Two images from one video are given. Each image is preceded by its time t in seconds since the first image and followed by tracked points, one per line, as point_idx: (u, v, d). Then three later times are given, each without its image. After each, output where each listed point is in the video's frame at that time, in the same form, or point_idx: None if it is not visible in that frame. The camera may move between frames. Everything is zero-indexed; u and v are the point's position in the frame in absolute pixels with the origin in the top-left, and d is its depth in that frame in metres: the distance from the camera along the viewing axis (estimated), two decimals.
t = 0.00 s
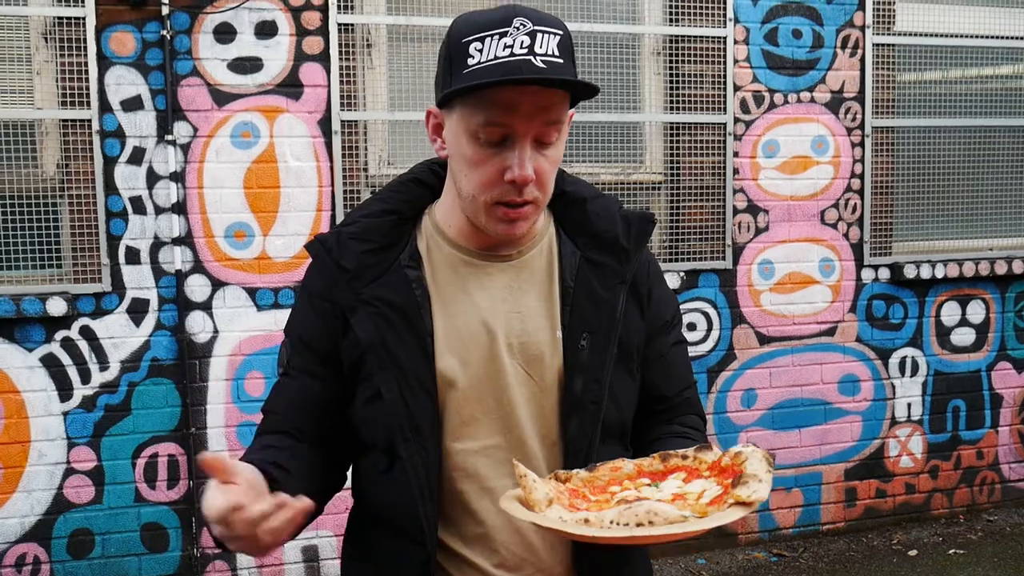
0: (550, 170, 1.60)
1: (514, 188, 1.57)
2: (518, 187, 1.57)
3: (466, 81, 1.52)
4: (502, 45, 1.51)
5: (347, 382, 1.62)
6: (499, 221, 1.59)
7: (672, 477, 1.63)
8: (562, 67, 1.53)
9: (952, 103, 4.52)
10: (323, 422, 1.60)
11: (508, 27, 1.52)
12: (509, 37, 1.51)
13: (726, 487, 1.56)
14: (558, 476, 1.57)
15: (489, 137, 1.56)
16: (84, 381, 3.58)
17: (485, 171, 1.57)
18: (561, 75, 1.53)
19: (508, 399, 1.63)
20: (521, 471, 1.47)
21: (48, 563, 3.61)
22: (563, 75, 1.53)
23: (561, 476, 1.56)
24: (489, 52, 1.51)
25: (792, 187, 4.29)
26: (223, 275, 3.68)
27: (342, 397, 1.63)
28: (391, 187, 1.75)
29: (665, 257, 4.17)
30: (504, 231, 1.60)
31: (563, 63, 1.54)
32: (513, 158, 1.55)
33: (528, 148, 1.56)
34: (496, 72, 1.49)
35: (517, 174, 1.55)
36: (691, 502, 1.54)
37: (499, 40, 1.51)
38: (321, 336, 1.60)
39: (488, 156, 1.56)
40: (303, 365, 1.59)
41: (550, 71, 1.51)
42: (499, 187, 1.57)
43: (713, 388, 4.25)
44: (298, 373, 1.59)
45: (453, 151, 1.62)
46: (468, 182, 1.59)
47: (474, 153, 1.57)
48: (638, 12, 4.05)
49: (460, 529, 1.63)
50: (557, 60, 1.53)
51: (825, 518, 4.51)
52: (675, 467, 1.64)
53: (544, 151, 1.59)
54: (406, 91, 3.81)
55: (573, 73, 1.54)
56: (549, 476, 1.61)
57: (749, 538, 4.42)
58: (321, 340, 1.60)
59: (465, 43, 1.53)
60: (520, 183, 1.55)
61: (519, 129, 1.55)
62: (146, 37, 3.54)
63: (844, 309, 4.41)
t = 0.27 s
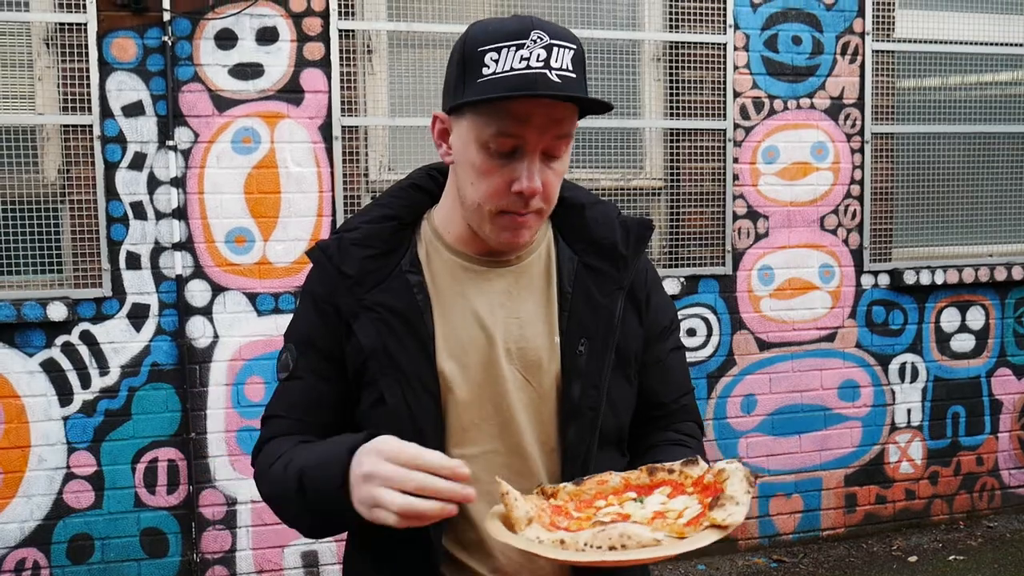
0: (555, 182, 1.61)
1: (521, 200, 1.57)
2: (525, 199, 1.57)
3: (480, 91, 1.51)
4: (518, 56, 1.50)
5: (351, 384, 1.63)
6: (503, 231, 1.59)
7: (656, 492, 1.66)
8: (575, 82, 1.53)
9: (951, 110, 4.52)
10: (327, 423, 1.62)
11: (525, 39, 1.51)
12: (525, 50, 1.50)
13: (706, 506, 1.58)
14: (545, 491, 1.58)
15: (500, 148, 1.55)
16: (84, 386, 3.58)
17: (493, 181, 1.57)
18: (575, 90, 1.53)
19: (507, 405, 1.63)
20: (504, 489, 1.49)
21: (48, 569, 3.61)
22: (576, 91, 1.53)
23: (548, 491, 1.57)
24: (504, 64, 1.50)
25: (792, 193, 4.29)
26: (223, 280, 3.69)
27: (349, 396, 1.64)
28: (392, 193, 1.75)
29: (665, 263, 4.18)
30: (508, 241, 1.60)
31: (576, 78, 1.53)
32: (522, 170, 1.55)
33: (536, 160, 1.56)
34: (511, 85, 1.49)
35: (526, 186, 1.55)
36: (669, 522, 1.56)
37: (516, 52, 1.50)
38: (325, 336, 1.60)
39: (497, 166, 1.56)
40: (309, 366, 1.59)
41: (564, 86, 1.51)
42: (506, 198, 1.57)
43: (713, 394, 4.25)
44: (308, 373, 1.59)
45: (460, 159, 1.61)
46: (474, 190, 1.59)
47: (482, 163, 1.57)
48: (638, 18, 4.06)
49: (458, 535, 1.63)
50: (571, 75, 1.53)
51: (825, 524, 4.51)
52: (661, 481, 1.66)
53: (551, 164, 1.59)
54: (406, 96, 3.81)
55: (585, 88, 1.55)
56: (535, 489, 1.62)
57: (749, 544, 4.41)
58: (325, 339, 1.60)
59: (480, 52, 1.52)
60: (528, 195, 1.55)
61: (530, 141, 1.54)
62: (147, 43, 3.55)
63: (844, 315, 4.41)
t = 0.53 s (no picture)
0: (552, 190, 1.61)
1: (517, 210, 1.57)
2: (521, 208, 1.57)
3: (479, 100, 1.51)
4: (515, 66, 1.49)
5: (355, 373, 1.62)
6: (500, 239, 1.60)
7: (624, 500, 1.64)
8: (573, 93, 1.53)
9: (951, 115, 4.54)
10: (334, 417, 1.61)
11: (524, 48, 1.51)
12: (523, 60, 1.50)
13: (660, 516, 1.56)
14: (521, 494, 1.59)
15: (497, 156, 1.55)
16: (83, 389, 3.58)
17: (489, 189, 1.58)
18: (571, 101, 1.53)
19: (509, 408, 1.63)
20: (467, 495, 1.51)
21: (47, 572, 3.61)
22: (573, 102, 1.52)
23: (525, 492, 1.58)
24: (502, 73, 1.50)
25: (791, 198, 4.30)
26: (224, 283, 3.69)
27: (355, 378, 1.63)
28: (399, 191, 1.74)
29: (664, 267, 4.18)
30: (504, 249, 1.61)
31: (574, 88, 1.53)
32: (517, 179, 1.56)
33: (532, 170, 1.57)
34: (508, 96, 1.48)
35: (521, 196, 1.55)
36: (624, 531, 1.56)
37: (513, 61, 1.50)
38: (332, 319, 1.58)
39: (494, 174, 1.57)
40: (319, 352, 1.56)
41: (561, 97, 1.50)
42: (502, 207, 1.58)
43: (713, 398, 4.26)
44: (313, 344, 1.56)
45: (459, 164, 1.61)
46: (471, 197, 1.60)
47: (479, 170, 1.57)
48: (638, 23, 4.08)
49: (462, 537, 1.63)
50: (569, 85, 1.52)
51: (824, 528, 4.51)
52: (633, 489, 1.65)
53: (547, 172, 1.60)
54: (407, 100, 3.82)
55: (583, 98, 1.54)
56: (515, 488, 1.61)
57: (748, 548, 4.41)
58: (331, 315, 1.58)
59: (478, 62, 1.51)
60: (523, 205, 1.56)
61: (526, 150, 1.54)
62: (148, 46, 3.56)
63: (843, 319, 4.42)
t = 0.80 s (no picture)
0: (553, 188, 1.62)
1: (518, 206, 1.58)
2: (521, 204, 1.58)
3: (479, 94, 1.51)
4: (515, 62, 1.49)
5: (356, 375, 1.62)
6: (500, 237, 1.61)
7: (626, 513, 1.59)
8: (574, 89, 1.52)
9: (950, 119, 4.54)
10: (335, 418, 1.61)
11: (524, 44, 1.51)
12: (523, 55, 1.50)
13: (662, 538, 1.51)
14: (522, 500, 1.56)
15: (498, 151, 1.56)
16: (83, 392, 3.58)
17: (490, 186, 1.58)
18: (572, 96, 1.52)
19: (511, 409, 1.64)
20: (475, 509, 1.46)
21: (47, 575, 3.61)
22: (574, 97, 1.52)
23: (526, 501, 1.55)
24: (503, 69, 1.50)
25: (790, 202, 4.31)
26: (224, 286, 3.70)
27: (358, 378, 1.63)
28: (401, 195, 1.75)
29: (664, 271, 4.19)
30: (505, 247, 1.62)
31: (575, 85, 1.53)
32: (518, 173, 1.56)
33: (532, 165, 1.57)
34: (508, 89, 1.48)
35: (521, 192, 1.56)
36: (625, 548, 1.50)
37: (514, 58, 1.50)
38: (334, 319, 1.59)
39: (494, 171, 1.58)
40: (322, 354, 1.56)
41: (561, 91, 1.50)
42: (503, 204, 1.59)
43: (712, 401, 4.26)
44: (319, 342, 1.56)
45: (460, 162, 1.63)
46: (472, 195, 1.61)
47: (480, 167, 1.58)
48: (637, 27, 4.08)
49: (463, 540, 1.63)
50: (570, 82, 1.52)
51: (823, 531, 4.52)
52: (634, 500, 1.62)
53: (548, 169, 1.60)
54: (406, 104, 3.82)
55: (584, 94, 1.54)
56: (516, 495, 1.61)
57: (747, 551, 4.41)
58: (333, 316, 1.58)
59: (479, 59, 1.52)
60: (523, 201, 1.57)
61: (526, 145, 1.55)
62: (149, 50, 3.56)
63: (842, 322, 4.42)
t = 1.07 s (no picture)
0: (544, 171, 1.62)
1: (507, 189, 1.59)
2: (511, 188, 1.59)
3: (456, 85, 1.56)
4: (485, 51, 1.55)
5: (360, 381, 1.63)
6: (496, 225, 1.61)
7: (637, 515, 1.62)
8: (547, 68, 1.55)
9: (950, 123, 4.55)
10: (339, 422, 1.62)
11: (492, 33, 1.57)
12: (492, 43, 1.55)
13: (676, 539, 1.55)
14: (532, 504, 1.56)
15: (481, 139, 1.60)
16: (85, 395, 3.58)
17: (478, 175, 1.60)
18: (543, 76, 1.55)
19: (516, 414, 1.64)
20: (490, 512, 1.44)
21: None
22: (545, 75, 1.55)
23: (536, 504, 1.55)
24: (474, 59, 1.55)
25: (791, 206, 4.31)
26: (226, 289, 3.70)
27: (360, 387, 1.63)
28: (406, 200, 1.76)
29: (665, 274, 4.19)
30: (501, 235, 1.62)
31: (548, 65, 1.56)
32: (504, 158, 1.59)
33: (518, 147, 1.59)
34: (479, 74, 1.53)
35: (507, 173, 1.57)
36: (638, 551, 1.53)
37: (484, 47, 1.56)
38: (338, 325, 1.60)
39: (481, 160, 1.60)
40: (327, 359, 1.57)
41: (532, 71, 1.53)
42: (493, 190, 1.60)
43: (713, 405, 4.26)
44: (321, 353, 1.57)
45: (451, 161, 1.66)
46: (464, 189, 1.63)
47: (467, 158, 1.61)
48: (638, 31, 4.09)
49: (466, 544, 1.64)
50: (542, 62, 1.56)
51: (824, 535, 4.51)
52: (645, 504, 1.64)
53: (536, 151, 1.61)
54: (408, 108, 3.83)
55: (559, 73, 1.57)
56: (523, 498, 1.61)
57: (748, 555, 4.41)
58: (336, 324, 1.59)
59: (453, 55, 1.58)
60: (512, 183, 1.58)
61: (506, 128, 1.58)
62: (151, 53, 3.57)
63: (843, 326, 4.43)
